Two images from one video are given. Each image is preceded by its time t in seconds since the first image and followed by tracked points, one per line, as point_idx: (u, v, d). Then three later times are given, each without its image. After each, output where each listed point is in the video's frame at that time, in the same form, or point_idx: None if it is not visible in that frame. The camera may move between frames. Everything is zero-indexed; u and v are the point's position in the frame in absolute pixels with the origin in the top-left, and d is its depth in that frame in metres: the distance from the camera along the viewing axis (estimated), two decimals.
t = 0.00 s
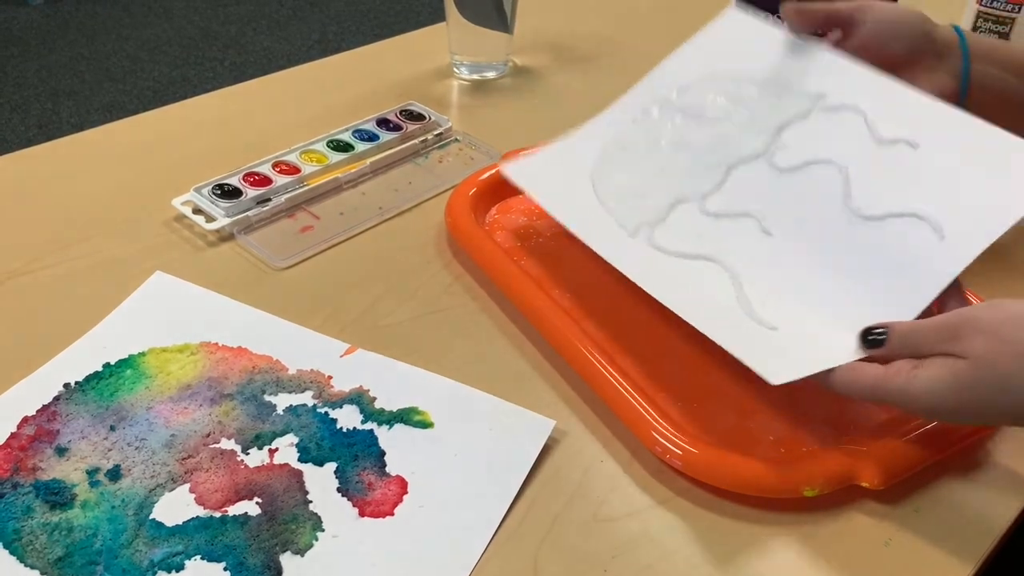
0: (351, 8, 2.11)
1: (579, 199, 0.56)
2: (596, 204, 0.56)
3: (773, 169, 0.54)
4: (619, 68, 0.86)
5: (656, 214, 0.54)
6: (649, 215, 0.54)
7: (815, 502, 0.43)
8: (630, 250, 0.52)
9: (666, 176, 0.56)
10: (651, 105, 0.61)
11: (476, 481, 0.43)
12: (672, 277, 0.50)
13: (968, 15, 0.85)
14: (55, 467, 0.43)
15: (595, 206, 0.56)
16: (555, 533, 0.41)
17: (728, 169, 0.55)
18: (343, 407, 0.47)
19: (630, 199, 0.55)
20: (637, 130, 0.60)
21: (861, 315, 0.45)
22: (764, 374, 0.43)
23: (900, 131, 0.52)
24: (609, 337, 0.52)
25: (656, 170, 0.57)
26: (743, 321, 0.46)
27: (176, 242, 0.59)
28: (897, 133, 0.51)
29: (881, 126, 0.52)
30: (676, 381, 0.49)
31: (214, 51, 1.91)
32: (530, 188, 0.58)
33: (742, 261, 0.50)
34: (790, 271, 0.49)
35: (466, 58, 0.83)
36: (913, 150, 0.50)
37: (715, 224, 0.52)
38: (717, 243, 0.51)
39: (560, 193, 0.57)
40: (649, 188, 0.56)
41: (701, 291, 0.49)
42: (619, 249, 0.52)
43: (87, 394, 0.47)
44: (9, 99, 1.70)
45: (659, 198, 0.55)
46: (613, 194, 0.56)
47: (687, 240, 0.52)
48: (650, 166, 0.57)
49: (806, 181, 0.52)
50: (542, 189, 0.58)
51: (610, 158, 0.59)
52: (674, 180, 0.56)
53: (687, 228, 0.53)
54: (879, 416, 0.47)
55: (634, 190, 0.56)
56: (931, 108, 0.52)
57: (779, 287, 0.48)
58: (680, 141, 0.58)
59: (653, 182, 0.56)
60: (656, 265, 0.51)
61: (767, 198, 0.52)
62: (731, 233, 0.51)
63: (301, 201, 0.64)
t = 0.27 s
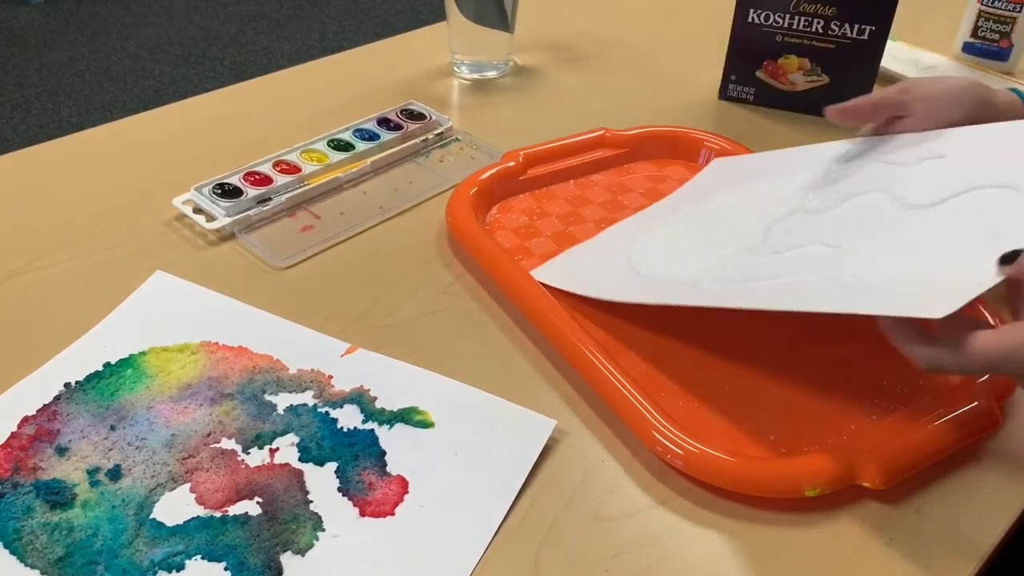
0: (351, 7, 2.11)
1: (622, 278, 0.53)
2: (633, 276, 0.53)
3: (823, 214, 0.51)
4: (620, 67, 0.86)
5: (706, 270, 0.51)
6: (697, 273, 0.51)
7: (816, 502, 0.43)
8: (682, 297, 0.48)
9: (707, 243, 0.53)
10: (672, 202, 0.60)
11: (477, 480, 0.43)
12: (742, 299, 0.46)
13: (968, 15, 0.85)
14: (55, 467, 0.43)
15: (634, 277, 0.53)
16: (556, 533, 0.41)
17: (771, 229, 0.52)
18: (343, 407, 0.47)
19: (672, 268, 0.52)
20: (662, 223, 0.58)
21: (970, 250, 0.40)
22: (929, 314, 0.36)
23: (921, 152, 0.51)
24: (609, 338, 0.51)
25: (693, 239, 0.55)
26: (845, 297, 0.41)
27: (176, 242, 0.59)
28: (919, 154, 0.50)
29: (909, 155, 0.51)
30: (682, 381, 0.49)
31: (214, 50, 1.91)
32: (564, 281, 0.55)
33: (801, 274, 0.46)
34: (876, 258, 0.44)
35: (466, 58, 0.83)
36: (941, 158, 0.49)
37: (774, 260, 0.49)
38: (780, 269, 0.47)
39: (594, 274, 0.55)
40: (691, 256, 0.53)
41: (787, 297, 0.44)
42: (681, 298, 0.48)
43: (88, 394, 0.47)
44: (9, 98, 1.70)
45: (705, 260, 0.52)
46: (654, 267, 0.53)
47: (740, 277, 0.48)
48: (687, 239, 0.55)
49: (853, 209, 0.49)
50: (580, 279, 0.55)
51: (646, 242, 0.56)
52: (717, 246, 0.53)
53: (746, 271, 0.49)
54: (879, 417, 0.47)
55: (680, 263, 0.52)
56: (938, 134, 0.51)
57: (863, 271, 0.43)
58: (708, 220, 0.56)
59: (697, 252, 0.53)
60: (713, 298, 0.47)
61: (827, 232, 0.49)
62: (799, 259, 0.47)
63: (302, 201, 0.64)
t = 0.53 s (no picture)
0: (351, 7, 2.11)
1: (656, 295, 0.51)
2: (666, 289, 0.51)
3: (855, 209, 0.50)
4: (620, 67, 0.86)
5: (744, 277, 0.49)
6: (735, 281, 0.49)
7: (816, 502, 0.43)
8: (726, 305, 0.46)
9: (736, 251, 0.52)
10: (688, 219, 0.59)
11: (476, 480, 0.43)
12: (788, 300, 0.44)
13: (968, 15, 0.85)
14: (54, 467, 0.43)
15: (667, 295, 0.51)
16: (555, 533, 0.41)
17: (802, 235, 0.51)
18: (343, 407, 0.47)
19: (705, 281, 0.50)
20: (685, 234, 0.57)
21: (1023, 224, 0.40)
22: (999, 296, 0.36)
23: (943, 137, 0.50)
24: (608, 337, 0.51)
25: (719, 250, 0.53)
26: (896, 286, 0.40)
27: (176, 242, 0.59)
28: (944, 140, 0.50)
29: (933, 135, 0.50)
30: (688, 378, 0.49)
31: (214, 50, 1.91)
32: (590, 302, 0.53)
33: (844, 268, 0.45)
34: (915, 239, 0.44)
35: (466, 57, 0.83)
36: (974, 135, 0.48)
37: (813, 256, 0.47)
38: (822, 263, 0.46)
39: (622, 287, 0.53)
40: (726, 268, 0.51)
41: (838, 290, 0.43)
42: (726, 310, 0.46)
43: (87, 394, 0.47)
44: (9, 98, 1.70)
45: (738, 269, 0.50)
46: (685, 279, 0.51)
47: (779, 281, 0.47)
48: (715, 248, 0.53)
49: (883, 199, 0.49)
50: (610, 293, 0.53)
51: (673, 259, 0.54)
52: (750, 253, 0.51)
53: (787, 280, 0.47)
54: (878, 417, 0.47)
55: (713, 276, 0.50)
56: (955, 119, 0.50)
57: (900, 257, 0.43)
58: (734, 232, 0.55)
59: (735, 262, 0.51)
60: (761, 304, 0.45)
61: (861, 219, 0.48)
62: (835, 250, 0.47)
63: (301, 201, 0.64)
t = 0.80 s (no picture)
0: (351, 7, 2.11)
1: (681, 319, 0.52)
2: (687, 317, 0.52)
3: (855, 223, 0.52)
4: (619, 67, 0.86)
5: (760, 311, 0.51)
6: (754, 314, 0.51)
7: (815, 502, 0.43)
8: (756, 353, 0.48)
9: (750, 274, 0.54)
10: (690, 226, 0.60)
11: (476, 480, 0.43)
12: (814, 342, 0.47)
13: (967, 15, 0.85)
14: (54, 467, 0.43)
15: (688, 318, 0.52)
16: (555, 533, 0.41)
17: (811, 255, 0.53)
18: (343, 407, 0.47)
19: (724, 312, 0.52)
20: (690, 244, 0.58)
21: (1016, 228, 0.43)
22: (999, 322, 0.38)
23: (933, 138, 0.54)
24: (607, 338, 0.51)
25: (730, 270, 0.55)
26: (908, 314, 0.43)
27: (175, 242, 0.59)
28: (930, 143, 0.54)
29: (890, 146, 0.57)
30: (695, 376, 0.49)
31: (213, 50, 1.91)
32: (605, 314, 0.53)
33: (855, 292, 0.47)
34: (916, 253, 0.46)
35: (465, 58, 0.83)
36: (950, 141, 0.52)
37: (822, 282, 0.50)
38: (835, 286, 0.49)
39: (639, 296, 0.54)
40: (744, 296, 0.53)
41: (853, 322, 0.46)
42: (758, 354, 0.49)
43: (87, 393, 0.47)
44: (9, 98, 1.70)
45: (755, 295, 0.52)
46: (701, 300, 0.53)
47: (798, 314, 0.49)
48: (725, 268, 0.55)
49: (883, 210, 0.51)
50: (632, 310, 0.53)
51: (688, 272, 0.56)
52: (761, 277, 0.54)
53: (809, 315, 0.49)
54: (878, 416, 0.47)
55: (732, 303, 0.53)
56: (932, 126, 0.55)
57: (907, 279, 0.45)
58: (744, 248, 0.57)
59: (750, 286, 0.53)
60: (787, 346, 0.48)
61: (863, 236, 0.51)
62: (843, 271, 0.50)
63: (301, 201, 0.64)
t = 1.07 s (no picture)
0: (351, 7, 2.11)
1: (722, 353, 0.49)
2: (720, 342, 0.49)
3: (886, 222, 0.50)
4: (619, 67, 0.86)
5: (806, 325, 0.47)
6: (800, 330, 0.47)
7: (814, 502, 0.43)
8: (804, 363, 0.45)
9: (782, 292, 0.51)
10: (709, 250, 0.58)
11: (475, 480, 0.43)
12: (872, 340, 0.43)
13: (966, 15, 0.85)
14: (54, 467, 0.43)
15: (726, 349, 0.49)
16: (554, 533, 0.41)
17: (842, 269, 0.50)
18: (342, 407, 0.47)
19: (764, 334, 0.48)
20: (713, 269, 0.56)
21: None
22: None
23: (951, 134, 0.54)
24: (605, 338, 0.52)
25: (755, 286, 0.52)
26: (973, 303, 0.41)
27: (175, 242, 0.59)
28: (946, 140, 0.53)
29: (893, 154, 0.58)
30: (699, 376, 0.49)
31: (213, 51, 1.91)
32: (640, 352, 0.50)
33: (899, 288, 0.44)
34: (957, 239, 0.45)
35: (465, 58, 0.83)
36: (968, 135, 0.52)
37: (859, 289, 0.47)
38: (883, 285, 0.45)
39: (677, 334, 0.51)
40: (782, 316, 0.49)
41: (916, 321, 0.42)
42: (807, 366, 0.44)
43: (87, 394, 0.47)
44: (9, 98, 1.70)
45: (794, 312, 0.49)
46: (735, 328, 0.50)
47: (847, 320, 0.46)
48: (752, 288, 0.52)
49: (917, 203, 0.49)
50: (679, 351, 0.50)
51: (718, 302, 0.52)
52: (794, 295, 0.50)
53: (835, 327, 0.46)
54: (877, 416, 0.47)
55: (772, 326, 0.49)
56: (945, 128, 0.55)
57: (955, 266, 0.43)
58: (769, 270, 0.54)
59: (787, 304, 0.50)
60: (842, 354, 0.44)
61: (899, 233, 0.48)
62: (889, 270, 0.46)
63: (301, 201, 0.64)
